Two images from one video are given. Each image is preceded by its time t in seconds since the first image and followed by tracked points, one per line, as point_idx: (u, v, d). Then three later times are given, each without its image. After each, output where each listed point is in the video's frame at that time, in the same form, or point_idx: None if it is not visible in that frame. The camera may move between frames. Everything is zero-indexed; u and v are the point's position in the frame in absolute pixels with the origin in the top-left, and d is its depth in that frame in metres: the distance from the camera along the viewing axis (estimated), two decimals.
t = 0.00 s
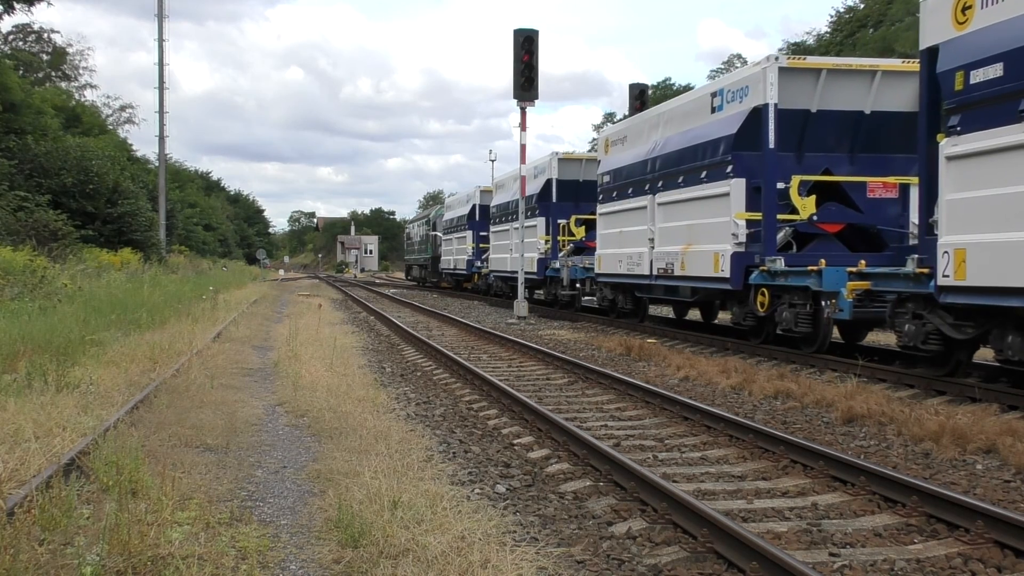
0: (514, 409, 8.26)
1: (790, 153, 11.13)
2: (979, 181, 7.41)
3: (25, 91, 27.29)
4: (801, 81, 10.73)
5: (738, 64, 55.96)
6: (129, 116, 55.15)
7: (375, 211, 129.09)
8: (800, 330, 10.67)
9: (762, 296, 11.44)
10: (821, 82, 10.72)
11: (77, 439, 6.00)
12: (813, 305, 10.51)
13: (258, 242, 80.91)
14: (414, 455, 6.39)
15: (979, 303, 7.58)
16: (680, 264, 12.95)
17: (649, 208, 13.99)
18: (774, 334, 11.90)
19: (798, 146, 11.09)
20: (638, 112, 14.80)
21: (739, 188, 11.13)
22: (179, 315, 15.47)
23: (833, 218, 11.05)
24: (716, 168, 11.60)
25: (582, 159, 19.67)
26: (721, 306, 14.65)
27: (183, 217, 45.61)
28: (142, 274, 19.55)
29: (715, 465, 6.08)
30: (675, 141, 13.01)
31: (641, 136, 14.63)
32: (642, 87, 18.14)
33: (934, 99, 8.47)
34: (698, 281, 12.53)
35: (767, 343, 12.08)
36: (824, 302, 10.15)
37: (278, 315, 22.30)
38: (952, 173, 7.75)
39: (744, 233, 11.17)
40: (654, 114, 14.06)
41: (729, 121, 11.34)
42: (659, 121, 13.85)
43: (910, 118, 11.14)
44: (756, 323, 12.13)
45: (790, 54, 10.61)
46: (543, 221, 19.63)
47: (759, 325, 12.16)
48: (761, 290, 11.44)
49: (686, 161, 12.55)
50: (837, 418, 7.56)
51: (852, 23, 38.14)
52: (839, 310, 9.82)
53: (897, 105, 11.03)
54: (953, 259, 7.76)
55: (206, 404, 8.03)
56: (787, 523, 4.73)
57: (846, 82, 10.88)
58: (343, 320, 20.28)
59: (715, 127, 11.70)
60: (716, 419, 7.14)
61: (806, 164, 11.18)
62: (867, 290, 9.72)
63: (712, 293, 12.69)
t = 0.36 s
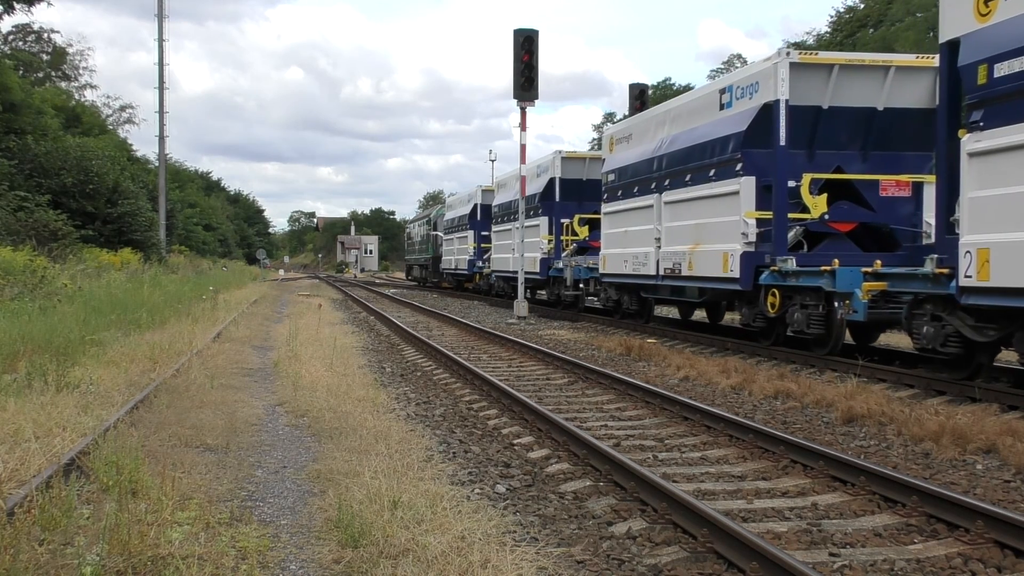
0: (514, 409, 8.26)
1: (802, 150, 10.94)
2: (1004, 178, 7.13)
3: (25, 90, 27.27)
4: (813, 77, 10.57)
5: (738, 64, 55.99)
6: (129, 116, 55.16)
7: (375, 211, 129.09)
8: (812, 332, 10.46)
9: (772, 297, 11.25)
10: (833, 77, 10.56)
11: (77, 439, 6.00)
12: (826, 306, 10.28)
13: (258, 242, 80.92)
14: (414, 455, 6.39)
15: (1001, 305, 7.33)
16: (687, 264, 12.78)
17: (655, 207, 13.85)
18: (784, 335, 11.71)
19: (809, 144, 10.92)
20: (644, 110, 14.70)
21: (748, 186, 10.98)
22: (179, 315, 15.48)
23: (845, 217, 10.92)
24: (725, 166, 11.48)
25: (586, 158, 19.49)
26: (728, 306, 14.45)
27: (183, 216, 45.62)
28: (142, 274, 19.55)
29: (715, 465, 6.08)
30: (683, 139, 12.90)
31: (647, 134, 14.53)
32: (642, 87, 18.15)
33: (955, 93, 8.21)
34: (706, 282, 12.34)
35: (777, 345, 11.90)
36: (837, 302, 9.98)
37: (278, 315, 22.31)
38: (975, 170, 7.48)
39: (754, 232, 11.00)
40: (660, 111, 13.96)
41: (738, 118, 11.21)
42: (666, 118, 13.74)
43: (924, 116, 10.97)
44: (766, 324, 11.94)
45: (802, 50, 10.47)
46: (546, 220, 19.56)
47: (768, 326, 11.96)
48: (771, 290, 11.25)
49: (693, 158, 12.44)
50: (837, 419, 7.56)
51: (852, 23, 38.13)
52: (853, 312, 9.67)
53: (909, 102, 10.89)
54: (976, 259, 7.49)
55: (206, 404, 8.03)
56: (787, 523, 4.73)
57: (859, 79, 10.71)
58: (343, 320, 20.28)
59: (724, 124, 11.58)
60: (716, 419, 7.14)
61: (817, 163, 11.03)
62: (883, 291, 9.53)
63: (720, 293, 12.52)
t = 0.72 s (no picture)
0: (514, 409, 8.27)
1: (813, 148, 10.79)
2: None
3: (25, 90, 27.24)
4: (825, 73, 10.38)
5: (738, 64, 55.98)
6: (129, 116, 55.15)
7: (375, 211, 129.08)
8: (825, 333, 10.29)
9: (783, 298, 11.10)
10: (846, 73, 10.34)
11: (77, 439, 6.00)
12: (839, 307, 10.11)
13: (258, 242, 80.93)
14: (413, 455, 6.39)
15: None
16: (695, 264, 12.66)
17: (661, 206, 13.73)
18: (794, 337, 11.53)
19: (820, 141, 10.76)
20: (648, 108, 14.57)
21: (758, 184, 10.79)
22: (179, 315, 15.48)
23: (857, 216, 10.70)
24: (734, 164, 11.31)
25: (589, 157, 19.39)
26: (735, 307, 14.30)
27: (183, 217, 45.60)
28: (142, 274, 19.54)
29: (715, 465, 6.08)
30: (690, 137, 12.76)
31: (651, 132, 14.38)
32: (642, 87, 18.14)
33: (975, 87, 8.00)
34: (714, 282, 12.20)
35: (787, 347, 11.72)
36: (851, 304, 9.80)
37: (278, 315, 22.31)
38: (998, 167, 7.33)
39: (765, 231, 10.82)
40: (665, 109, 13.82)
41: (747, 114, 11.04)
42: (672, 116, 13.60)
43: (937, 113, 10.75)
44: (777, 326, 11.76)
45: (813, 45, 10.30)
46: (550, 219, 19.46)
47: (779, 328, 11.78)
48: (782, 291, 11.10)
49: (701, 157, 12.29)
50: (838, 418, 7.56)
51: (852, 23, 38.13)
52: (868, 313, 9.47)
53: (923, 99, 10.67)
54: (999, 259, 7.36)
55: (206, 404, 8.03)
56: (787, 523, 4.73)
57: (873, 74, 10.48)
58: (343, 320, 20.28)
59: (733, 121, 11.42)
60: (716, 419, 7.14)
61: (829, 160, 10.84)
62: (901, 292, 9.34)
63: (729, 294, 12.39)
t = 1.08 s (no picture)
0: (514, 409, 8.27)
1: (825, 146, 10.66)
2: None
3: (25, 90, 27.22)
4: (837, 68, 10.17)
5: (738, 64, 56.02)
6: (129, 116, 55.16)
7: (375, 211, 129.08)
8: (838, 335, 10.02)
9: (794, 299, 10.84)
10: (858, 68, 10.15)
11: (77, 439, 5.99)
12: (852, 308, 9.81)
13: (258, 242, 80.96)
14: (414, 455, 6.39)
15: None
16: (703, 264, 12.43)
17: (668, 205, 13.54)
18: (805, 338, 11.25)
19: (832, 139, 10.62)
20: (653, 105, 14.37)
21: (769, 183, 10.56)
22: (179, 315, 15.48)
23: (870, 215, 10.54)
24: (744, 162, 11.09)
25: (592, 156, 19.37)
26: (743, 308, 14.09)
27: (183, 216, 45.61)
28: (142, 274, 19.54)
29: (715, 465, 6.08)
30: (698, 134, 12.56)
31: (658, 129, 14.19)
32: (642, 87, 18.15)
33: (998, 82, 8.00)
34: (723, 283, 11.96)
35: (798, 348, 11.45)
36: (865, 305, 9.54)
37: (279, 315, 22.31)
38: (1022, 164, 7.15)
39: (776, 231, 10.59)
40: (672, 106, 13.61)
41: (758, 111, 10.81)
42: (679, 113, 13.40)
43: (951, 110, 10.58)
44: (787, 327, 11.49)
45: (826, 39, 10.06)
46: (553, 219, 19.41)
47: (790, 329, 11.50)
48: (793, 292, 10.85)
49: (710, 154, 12.08)
50: (838, 419, 7.56)
51: (852, 23, 38.18)
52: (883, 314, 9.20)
53: (937, 95, 10.47)
54: None
55: (206, 404, 8.03)
56: (787, 523, 4.73)
57: (886, 69, 10.29)
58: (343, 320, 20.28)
59: (743, 118, 11.19)
60: (716, 419, 7.14)
61: (841, 159, 10.67)
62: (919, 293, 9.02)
63: (738, 295, 12.16)
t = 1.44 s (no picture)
0: (514, 409, 8.26)
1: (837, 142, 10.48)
2: None
3: (25, 90, 27.20)
4: (851, 63, 10.02)
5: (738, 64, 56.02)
6: (129, 116, 55.17)
7: (375, 211, 129.09)
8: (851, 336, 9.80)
9: (806, 299, 10.61)
10: (872, 63, 9.99)
11: (77, 439, 6.00)
12: (866, 310, 9.57)
13: (258, 242, 80.98)
14: (414, 455, 6.39)
15: None
16: (711, 264, 12.24)
17: (674, 204, 13.35)
18: (817, 339, 11.05)
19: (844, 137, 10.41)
20: (661, 102, 14.19)
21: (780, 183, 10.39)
22: (179, 315, 15.48)
23: (883, 214, 10.29)
24: (754, 160, 10.89)
25: (595, 155, 19.19)
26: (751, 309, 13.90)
27: (183, 217, 45.62)
28: (142, 274, 19.54)
29: (715, 465, 6.08)
30: (706, 132, 12.39)
31: (665, 127, 14.00)
32: (642, 87, 18.15)
33: None
34: (732, 283, 11.78)
35: (810, 350, 11.26)
36: (880, 306, 9.26)
37: (278, 315, 22.32)
38: None
39: (787, 230, 10.41)
40: (680, 104, 13.45)
41: (769, 108, 10.64)
42: (687, 110, 13.21)
43: (968, 106, 10.34)
44: (798, 328, 11.29)
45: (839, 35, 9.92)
46: (556, 218, 19.20)
47: (801, 331, 11.30)
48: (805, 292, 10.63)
49: (718, 151, 11.88)
50: (838, 418, 7.56)
51: (852, 23, 38.17)
52: (899, 315, 8.90)
53: (952, 91, 10.26)
54: None
55: (206, 404, 8.03)
56: (787, 523, 4.73)
57: (900, 65, 10.12)
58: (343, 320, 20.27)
59: (754, 115, 11.00)
60: (716, 419, 7.14)
61: (853, 156, 10.48)
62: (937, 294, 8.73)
63: (747, 296, 11.98)
